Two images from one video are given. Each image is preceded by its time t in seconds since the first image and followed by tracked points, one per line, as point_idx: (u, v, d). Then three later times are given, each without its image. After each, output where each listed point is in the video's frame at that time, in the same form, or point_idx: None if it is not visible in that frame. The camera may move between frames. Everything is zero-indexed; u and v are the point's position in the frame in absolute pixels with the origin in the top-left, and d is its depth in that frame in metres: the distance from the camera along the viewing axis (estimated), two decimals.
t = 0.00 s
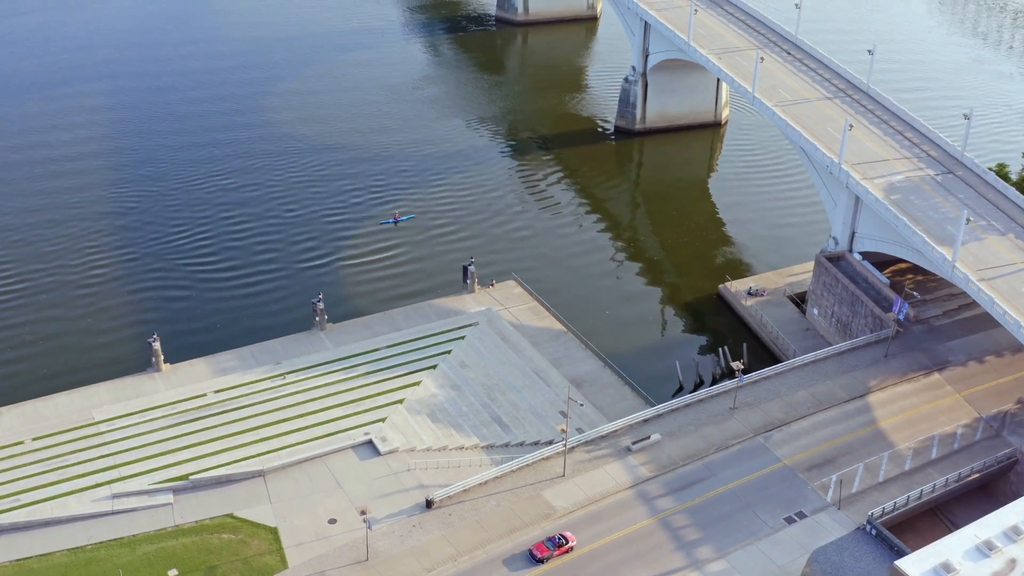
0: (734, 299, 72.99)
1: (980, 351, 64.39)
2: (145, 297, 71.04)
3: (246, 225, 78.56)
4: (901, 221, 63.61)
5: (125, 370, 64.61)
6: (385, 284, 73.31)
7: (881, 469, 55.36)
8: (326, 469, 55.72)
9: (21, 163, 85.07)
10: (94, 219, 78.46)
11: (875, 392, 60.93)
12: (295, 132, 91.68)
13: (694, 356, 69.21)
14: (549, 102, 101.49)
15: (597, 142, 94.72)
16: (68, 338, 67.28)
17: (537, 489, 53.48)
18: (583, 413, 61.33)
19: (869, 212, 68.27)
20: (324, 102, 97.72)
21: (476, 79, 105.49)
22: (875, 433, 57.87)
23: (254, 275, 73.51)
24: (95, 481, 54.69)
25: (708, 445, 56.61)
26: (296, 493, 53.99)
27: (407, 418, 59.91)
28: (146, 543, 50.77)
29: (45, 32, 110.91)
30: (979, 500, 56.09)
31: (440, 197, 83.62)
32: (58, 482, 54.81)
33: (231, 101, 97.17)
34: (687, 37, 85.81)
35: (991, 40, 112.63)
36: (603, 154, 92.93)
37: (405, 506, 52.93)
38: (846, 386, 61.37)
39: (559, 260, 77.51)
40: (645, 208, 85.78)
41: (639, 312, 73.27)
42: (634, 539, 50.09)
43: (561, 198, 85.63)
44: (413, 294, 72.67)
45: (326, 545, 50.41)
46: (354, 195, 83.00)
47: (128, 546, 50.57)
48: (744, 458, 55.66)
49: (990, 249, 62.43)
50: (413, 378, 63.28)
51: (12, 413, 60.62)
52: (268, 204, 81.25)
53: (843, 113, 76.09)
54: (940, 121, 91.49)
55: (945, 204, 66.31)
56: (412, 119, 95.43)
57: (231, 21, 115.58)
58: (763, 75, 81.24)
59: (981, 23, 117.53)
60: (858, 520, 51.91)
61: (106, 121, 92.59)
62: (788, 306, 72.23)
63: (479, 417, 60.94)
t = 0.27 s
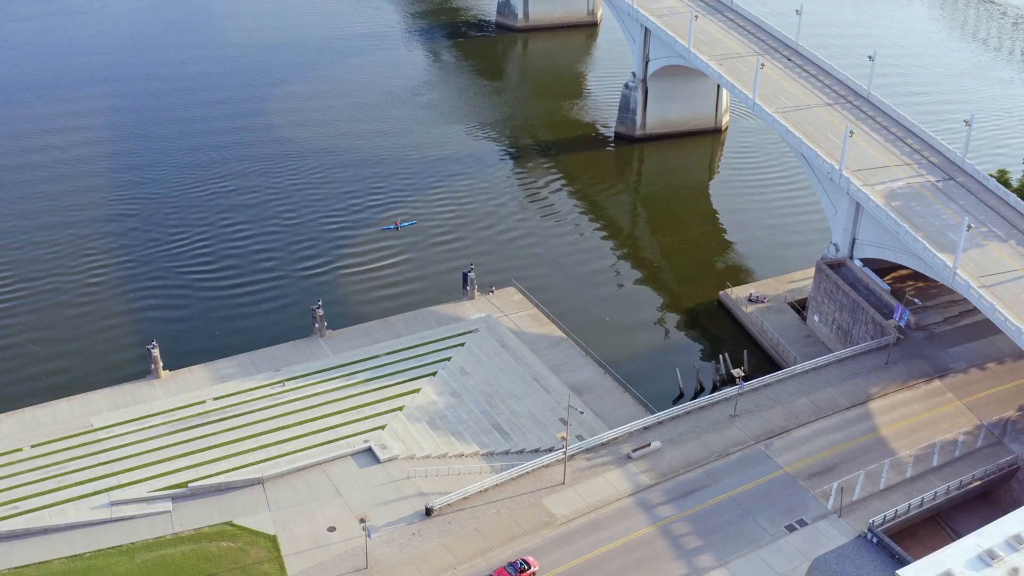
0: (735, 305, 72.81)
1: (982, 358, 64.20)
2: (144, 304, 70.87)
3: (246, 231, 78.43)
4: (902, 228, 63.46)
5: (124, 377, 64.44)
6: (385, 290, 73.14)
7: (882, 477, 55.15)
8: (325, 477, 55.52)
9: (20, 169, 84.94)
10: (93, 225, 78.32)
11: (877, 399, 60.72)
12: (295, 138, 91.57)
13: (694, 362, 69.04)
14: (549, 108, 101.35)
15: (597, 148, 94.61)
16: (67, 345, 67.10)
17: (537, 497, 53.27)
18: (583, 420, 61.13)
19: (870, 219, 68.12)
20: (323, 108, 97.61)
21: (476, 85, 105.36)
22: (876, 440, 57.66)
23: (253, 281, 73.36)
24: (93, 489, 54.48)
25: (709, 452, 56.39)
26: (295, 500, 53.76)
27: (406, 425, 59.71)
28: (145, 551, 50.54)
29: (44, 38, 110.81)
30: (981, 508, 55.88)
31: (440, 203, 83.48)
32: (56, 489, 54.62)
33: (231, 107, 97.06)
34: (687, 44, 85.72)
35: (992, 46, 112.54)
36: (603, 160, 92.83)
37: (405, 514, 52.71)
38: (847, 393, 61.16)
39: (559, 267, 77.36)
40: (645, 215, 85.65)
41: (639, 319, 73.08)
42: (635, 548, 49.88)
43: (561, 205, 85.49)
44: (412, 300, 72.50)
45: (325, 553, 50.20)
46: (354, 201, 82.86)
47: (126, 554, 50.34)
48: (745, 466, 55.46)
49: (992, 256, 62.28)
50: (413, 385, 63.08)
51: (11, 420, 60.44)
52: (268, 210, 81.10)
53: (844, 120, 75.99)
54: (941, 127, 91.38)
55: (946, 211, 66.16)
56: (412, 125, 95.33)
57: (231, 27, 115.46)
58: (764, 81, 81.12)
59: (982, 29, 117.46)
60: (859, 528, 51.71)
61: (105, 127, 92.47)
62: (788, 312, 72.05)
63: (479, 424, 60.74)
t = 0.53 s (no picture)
0: (735, 313, 72.63)
1: (983, 366, 63.97)
2: (144, 311, 70.73)
3: (246, 238, 78.31)
4: (903, 236, 63.29)
5: (123, 385, 64.28)
6: (385, 298, 72.99)
7: (883, 486, 54.94)
8: (325, 486, 55.31)
9: (20, 177, 84.90)
10: (93, 233, 78.23)
11: (878, 408, 60.51)
12: (295, 146, 91.49)
13: (695, 370, 68.85)
14: (549, 115, 101.27)
15: (597, 155, 94.52)
16: (66, 353, 66.96)
17: (537, 507, 53.04)
18: (583, 429, 60.93)
19: (871, 227, 67.93)
20: (323, 115, 97.56)
21: (477, 92, 105.27)
22: (877, 449, 57.44)
23: (253, 288, 73.21)
24: (92, 497, 54.28)
25: (709, 461, 56.17)
26: (294, 510, 53.54)
27: (406, 434, 59.50)
28: (144, 560, 50.32)
29: (44, 45, 110.83)
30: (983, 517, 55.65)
31: (440, 211, 83.37)
32: (56, 498, 54.43)
33: (231, 114, 97.00)
34: (688, 51, 85.61)
35: (993, 53, 112.44)
36: (604, 167, 92.73)
37: (405, 523, 52.47)
38: (848, 401, 60.96)
39: (559, 275, 77.22)
40: (645, 222, 85.50)
41: (640, 327, 72.90)
42: (636, 557, 49.66)
43: (561, 212, 85.36)
44: (412, 308, 72.35)
45: (324, 562, 49.97)
46: (354, 209, 82.74)
47: (125, 563, 50.12)
48: (746, 475, 55.24)
49: (993, 264, 62.10)
50: (413, 394, 62.88)
51: (10, 428, 60.26)
52: (268, 218, 80.99)
53: (845, 127, 75.86)
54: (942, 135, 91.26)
55: (947, 219, 66.00)
56: (412, 132, 95.26)
57: (231, 33, 115.47)
58: (765, 89, 81.01)
59: (983, 36, 117.41)
60: (861, 537, 51.49)
61: (105, 134, 92.41)
62: (789, 320, 71.86)
63: (479, 433, 60.53)
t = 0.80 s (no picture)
0: (736, 320, 72.47)
1: (984, 373, 63.81)
2: (143, 317, 70.58)
3: (245, 245, 78.19)
4: (904, 242, 63.17)
5: (122, 392, 64.10)
6: (385, 305, 72.85)
7: (884, 494, 54.77)
8: (324, 494, 55.13)
9: (20, 183, 84.83)
10: (92, 239, 78.11)
11: (879, 415, 60.34)
12: (295, 152, 91.40)
13: (695, 378, 68.67)
14: (549, 122, 101.19)
15: (597, 161, 94.43)
16: (65, 360, 66.80)
17: (537, 515, 52.85)
18: (584, 437, 60.75)
19: (872, 234, 67.80)
20: (323, 121, 97.49)
21: (476, 99, 105.20)
22: (878, 457, 57.27)
23: (252, 295, 73.07)
24: (91, 505, 54.11)
25: (710, 469, 55.99)
26: (293, 518, 53.35)
27: (406, 442, 59.34)
28: (143, 568, 50.11)
29: (45, 50, 110.82)
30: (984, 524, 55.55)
31: (440, 217, 83.25)
32: (54, 505, 54.25)
33: (231, 120, 96.94)
34: (688, 57, 85.53)
35: (993, 60, 112.35)
36: (604, 173, 92.63)
37: (404, 532, 52.26)
38: (849, 409, 60.78)
39: (559, 282, 77.07)
40: (646, 229, 85.37)
41: (640, 334, 72.75)
42: (636, 566, 49.47)
43: (561, 219, 85.23)
44: (412, 315, 72.18)
45: (323, 571, 49.78)
46: (354, 215, 82.61)
47: (124, 571, 49.92)
48: (747, 483, 55.04)
49: (994, 271, 61.97)
50: (413, 401, 62.71)
51: (9, 435, 60.08)
52: (268, 224, 80.87)
53: (845, 134, 75.78)
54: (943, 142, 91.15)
55: (948, 226, 65.87)
56: (412, 139, 95.19)
57: (231, 39, 115.46)
58: (765, 95, 80.93)
59: (984, 42, 117.39)
60: (862, 545, 51.33)
61: (105, 140, 92.34)
62: (790, 327, 71.69)
63: (479, 440, 60.36)
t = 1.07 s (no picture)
0: (736, 328, 72.31)
1: (986, 382, 63.59)
2: (142, 325, 70.39)
3: (245, 252, 78.04)
4: (904, 251, 63.00)
5: (121, 401, 63.90)
6: (384, 313, 72.68)
7: (886, 503, 54.56)
8: (323, 503, 54.89)
9: (18, 190, 84.71)
10: (91, 246, 77.97)
11: (880, 424, 60.14)
12: (295, 160, 91.27)
13: (696, 386, 68.47)
14: (549, 129, 101.10)
15: (598, 169, 94.30)
16: (64, 368, 66.62)
17: (537, 525, 52.62)
18: (584, 446, 60.54)
19: (873, 242, 67.63)
20: (323, 128, 97.38)
21: (476, 106, 105.12)
22: (879, 466, 57.06)
23: (252, 303, 72.89)
24: (90, 514, 53.92)
25: (711, 478, 55.78)
26: (292, 527, 53.12)
27: (406, 451, 59.11)
28: None
29: (44, 57, 110.77)
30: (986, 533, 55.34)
31: (440, 225, 83.11)
32: (53, 514, 54.05)
33: (230, 127, 96.84)
34: (688, 65, 85.38)
35: (994, 67, 112.26)
36: (604, 181, 92.51)
37: (404, 541, 52.02)
38: (850, 418, 60.57)
39: (559, 290, 76.89)
40: (646, 237, 85.23)
41: (641, 342, 72.57)
42: None
43: (561, 227, 85.07)
44: (412, 323, 72.00)
45: None
46: (353, 223, 82.46)
47: None
48: (748, 492, 54.81)
49: (995, 279, 61.78)
50: (413, 410, 62.49)
51: (7, 443, 59.87)
52: (267, 232, 80.72)
53: (846, 141, 75.65)
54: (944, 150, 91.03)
55: (950, 234, 65.70)
56: (412, 146, 95.07)
57: (231, 46, 115.40)
58: (766, 103, 80.82)
59: (984, 49, 117.40)
60: (863, 555, 51.10)
61: (104, 147, 92.22)
62: (790, 335, 71.49)
63: (479, 449, 60.14)
